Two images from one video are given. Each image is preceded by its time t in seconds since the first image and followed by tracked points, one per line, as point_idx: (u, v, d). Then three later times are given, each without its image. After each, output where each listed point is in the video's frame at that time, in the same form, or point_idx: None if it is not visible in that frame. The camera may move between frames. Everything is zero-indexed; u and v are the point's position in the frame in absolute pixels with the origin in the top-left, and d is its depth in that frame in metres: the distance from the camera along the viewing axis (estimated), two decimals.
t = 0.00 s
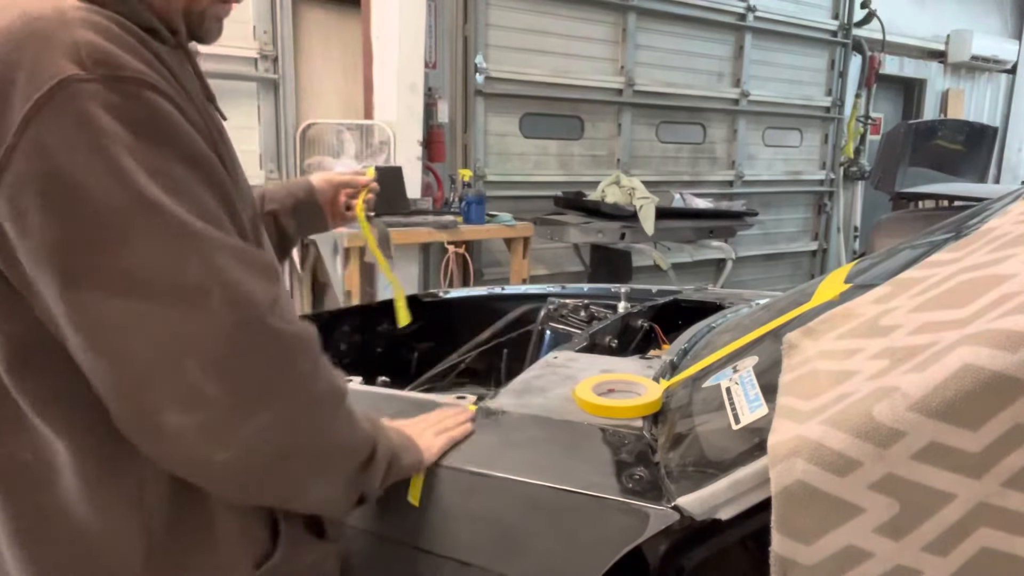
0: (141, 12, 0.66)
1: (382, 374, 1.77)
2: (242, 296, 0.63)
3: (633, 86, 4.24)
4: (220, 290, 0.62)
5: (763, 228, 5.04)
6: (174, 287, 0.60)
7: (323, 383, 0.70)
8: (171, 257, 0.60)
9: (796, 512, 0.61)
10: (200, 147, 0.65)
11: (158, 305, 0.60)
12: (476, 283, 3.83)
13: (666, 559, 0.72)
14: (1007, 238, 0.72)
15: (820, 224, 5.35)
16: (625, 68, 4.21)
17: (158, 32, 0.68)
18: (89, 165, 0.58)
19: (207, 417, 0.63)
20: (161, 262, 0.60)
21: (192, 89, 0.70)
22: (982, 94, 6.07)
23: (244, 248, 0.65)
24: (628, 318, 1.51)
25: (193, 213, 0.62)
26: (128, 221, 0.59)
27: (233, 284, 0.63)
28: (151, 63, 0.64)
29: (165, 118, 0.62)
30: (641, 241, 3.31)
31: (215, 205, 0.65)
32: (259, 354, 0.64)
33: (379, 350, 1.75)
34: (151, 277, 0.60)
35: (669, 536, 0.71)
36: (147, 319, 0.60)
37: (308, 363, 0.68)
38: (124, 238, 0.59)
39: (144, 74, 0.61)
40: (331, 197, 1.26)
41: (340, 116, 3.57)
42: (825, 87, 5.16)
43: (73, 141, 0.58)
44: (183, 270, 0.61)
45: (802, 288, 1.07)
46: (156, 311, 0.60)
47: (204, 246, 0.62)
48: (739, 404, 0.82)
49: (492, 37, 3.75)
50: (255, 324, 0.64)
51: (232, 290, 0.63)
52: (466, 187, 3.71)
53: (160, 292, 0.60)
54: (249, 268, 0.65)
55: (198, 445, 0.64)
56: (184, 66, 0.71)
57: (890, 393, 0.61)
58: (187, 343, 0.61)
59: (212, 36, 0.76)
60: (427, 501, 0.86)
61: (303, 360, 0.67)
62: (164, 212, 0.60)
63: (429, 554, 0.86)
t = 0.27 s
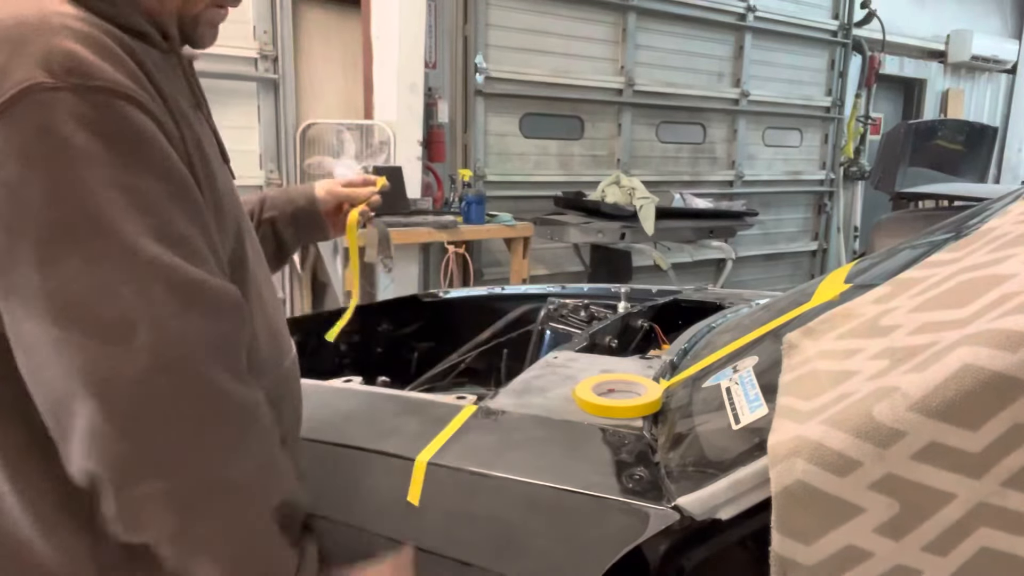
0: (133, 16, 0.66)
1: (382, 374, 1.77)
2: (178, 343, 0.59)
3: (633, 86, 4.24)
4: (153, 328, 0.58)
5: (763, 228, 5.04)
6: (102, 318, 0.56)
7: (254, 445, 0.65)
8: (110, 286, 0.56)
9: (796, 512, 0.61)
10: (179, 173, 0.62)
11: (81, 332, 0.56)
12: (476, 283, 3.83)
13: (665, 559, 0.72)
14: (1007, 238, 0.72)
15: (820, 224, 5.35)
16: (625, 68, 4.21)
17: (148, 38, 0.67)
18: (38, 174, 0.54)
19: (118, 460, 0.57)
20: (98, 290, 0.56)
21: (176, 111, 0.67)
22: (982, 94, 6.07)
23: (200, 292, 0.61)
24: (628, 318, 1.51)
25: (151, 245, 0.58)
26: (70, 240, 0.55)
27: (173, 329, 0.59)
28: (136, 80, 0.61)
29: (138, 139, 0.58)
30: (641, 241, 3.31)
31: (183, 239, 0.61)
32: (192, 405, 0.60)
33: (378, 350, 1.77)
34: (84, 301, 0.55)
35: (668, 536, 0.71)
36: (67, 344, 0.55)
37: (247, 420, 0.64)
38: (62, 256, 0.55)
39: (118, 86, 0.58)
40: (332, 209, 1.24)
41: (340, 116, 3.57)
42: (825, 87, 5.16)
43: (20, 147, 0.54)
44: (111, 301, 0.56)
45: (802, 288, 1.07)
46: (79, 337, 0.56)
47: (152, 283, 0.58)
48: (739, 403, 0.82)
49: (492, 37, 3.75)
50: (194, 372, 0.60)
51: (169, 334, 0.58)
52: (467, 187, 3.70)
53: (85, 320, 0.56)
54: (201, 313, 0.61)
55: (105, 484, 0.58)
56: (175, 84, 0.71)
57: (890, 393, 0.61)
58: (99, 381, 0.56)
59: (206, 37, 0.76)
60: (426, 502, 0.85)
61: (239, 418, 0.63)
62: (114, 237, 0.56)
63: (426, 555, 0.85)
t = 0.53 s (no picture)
0: (116, 13, 0.61)
1: (382, 374, 1.78)
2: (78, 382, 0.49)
3: (633, 86, 4.24)
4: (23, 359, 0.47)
5: (763, 228, 5.04)
6: None
7: (174, 496, 0.54)
8: None
9: (795, 512, 0.61)
10: (106, 183, 0.51)
11: None
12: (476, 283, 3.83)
13: (665, 559, 0.72)
14: (1007, 238, 0.72)
15: (820, 224, 5.35)
16: (625, 68, 4.21)
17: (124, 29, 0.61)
18: None
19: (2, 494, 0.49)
20: None
21: (129, 109, 0.58)
22: (982, 94, 6.07)
23: (104, 326, 0.49)
24: (628, 318, 1.51)
25: (46, 262, 0.48)
26: None
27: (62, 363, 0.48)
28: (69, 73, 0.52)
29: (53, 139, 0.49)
30: (641, 241, 3.31)
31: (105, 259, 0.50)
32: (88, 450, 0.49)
33: (378, 350, 1.77)
34: None
35: (668, 536, 0.72)
36: None
37: (169, 460, 0.54)
38: None
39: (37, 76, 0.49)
40: (335, 225, 1.25)
41: (340, 116, 3.57)
42: (825, 87, 5.16)
43: None
44: None
45: (802, 288, 1.07)
46: None
47: (37, 308, 0.47)
48: (739, 403, 0.82)
49: (492, 37, 3.75)
50: (97, 411, 0.49)
51: (58, 369, 0.48)
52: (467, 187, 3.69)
53: None
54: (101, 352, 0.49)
55: None
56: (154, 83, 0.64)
57: (890, 393, 0.61)
58: None
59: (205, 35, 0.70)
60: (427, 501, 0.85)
61: (156, 462, 0.53)
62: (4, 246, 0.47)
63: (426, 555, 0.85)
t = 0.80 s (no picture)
0: (145, 10, 0.60)
1: (382, 374, 1.77)
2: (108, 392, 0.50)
3: (633, 86, 4.25)
4: (71, 369, 0.48)
5: (763, 228, 5.04)
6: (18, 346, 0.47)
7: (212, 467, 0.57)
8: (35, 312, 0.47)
9: (796, 512, 0.61)
10: (143, 186, 0.51)
11: None
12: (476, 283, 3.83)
13: (665, 559, 0.72)
14: (1008, 238, 0.72)
15: (821, 224, 5.34)
16: (625, 68, 4.21)
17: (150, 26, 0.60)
18: None
19: (55, 495, 0.50)
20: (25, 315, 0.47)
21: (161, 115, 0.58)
22: (982, 94, 6.07)
23: (146, 335, 0.51)
24: (628, 319, 1.51)
25: (79, 274, 0.48)
26: None
27: (104, 372, 0.49)
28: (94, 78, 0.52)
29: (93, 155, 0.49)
30: (641, 241, 3.31)
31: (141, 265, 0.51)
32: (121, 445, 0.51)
33: (378, 350, 1.77)
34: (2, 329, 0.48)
35: (669, 536, 0.72)
36: None
37: (202, 449, 0.56)
38: None
39: (83, 94, 0.49)
40: (336, 235, 1.15)
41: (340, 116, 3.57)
42: (825, 87, 5.16)
43: None
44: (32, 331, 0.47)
45: (802, 288, 1.07)
46: None
47: (83, 321, 0.48)
48: (739, 403, 0.81)
49: (492, 37, 3.75)
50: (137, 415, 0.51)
51: (101, 379, 0.49)
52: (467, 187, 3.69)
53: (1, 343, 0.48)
54: (137, 360, 0.50)
55: (40, 511, 0.52)
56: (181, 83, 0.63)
57: (891, 393, 0.61)
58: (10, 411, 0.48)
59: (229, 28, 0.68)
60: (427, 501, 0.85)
61: (191, 454, 0.55)
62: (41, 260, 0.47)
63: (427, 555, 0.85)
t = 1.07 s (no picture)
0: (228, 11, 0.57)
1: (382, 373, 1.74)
2: (325, 361, 0.48)
3: (633, 86, 4.25)
4: (305, 355, 0.46)
5: (763, 228, 5.04)
6: (256, 341, 0.45)
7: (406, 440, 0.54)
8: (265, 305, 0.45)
9: (797, 512, 0.61)
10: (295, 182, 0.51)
11: (188, 349, 0.44)
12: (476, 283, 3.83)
13: (664, 559, 0.71)
14: (1008, 238, 0.72)
15: (821, 224, 5.35)
16: (625, 68, 4.21)
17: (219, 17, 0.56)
18: (148, 174, 0.43)
19: (289, 491, 0.47)
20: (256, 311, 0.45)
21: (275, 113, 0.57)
22: (982, 94, 6.07)
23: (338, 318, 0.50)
24: (628, 318, 1.51)
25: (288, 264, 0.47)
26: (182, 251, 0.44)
27: (312, 338, 0.47)
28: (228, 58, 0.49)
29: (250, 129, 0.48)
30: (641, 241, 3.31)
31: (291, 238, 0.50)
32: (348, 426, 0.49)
33: (378, 350, 1.73)
34: (200, 317, 0.44)
35: (669, 535, 0.71)
36: (219, 374, 0.44)
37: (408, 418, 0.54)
38: (179, 269, 0.44)
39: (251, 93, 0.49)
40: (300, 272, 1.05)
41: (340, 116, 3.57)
42: (825, 87, 5.16)
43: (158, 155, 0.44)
44: (273, 323, 0.45)
45: (802, 288, 1.07)
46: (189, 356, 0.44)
47: (303, 309, 0.47)
48: (739, 403, 0.82)
49: (491, 37, 3.75)
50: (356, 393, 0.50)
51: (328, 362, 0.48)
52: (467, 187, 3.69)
53: (237, 342, 0.45)
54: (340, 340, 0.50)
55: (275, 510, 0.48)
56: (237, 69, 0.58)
57: (890, 393, 0.61)
58: (262, 410, 0.45)
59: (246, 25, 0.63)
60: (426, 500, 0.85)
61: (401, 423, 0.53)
62: (256, 254, 0.46)
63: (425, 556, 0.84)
